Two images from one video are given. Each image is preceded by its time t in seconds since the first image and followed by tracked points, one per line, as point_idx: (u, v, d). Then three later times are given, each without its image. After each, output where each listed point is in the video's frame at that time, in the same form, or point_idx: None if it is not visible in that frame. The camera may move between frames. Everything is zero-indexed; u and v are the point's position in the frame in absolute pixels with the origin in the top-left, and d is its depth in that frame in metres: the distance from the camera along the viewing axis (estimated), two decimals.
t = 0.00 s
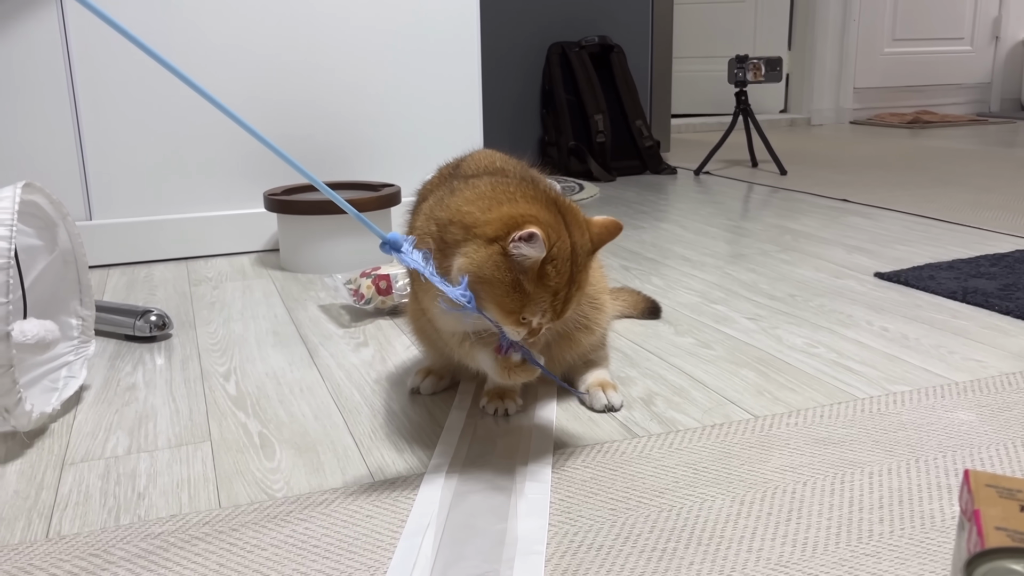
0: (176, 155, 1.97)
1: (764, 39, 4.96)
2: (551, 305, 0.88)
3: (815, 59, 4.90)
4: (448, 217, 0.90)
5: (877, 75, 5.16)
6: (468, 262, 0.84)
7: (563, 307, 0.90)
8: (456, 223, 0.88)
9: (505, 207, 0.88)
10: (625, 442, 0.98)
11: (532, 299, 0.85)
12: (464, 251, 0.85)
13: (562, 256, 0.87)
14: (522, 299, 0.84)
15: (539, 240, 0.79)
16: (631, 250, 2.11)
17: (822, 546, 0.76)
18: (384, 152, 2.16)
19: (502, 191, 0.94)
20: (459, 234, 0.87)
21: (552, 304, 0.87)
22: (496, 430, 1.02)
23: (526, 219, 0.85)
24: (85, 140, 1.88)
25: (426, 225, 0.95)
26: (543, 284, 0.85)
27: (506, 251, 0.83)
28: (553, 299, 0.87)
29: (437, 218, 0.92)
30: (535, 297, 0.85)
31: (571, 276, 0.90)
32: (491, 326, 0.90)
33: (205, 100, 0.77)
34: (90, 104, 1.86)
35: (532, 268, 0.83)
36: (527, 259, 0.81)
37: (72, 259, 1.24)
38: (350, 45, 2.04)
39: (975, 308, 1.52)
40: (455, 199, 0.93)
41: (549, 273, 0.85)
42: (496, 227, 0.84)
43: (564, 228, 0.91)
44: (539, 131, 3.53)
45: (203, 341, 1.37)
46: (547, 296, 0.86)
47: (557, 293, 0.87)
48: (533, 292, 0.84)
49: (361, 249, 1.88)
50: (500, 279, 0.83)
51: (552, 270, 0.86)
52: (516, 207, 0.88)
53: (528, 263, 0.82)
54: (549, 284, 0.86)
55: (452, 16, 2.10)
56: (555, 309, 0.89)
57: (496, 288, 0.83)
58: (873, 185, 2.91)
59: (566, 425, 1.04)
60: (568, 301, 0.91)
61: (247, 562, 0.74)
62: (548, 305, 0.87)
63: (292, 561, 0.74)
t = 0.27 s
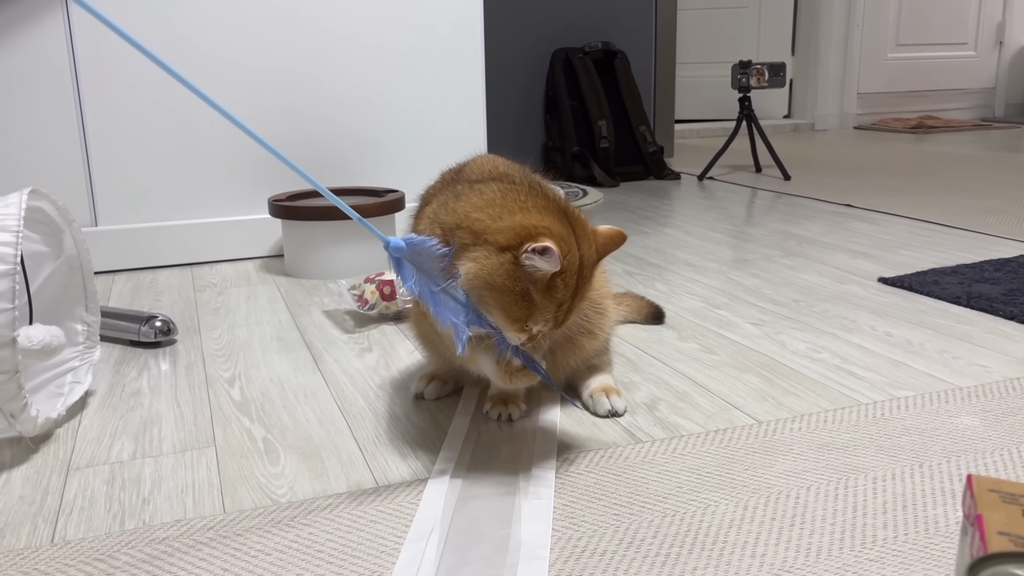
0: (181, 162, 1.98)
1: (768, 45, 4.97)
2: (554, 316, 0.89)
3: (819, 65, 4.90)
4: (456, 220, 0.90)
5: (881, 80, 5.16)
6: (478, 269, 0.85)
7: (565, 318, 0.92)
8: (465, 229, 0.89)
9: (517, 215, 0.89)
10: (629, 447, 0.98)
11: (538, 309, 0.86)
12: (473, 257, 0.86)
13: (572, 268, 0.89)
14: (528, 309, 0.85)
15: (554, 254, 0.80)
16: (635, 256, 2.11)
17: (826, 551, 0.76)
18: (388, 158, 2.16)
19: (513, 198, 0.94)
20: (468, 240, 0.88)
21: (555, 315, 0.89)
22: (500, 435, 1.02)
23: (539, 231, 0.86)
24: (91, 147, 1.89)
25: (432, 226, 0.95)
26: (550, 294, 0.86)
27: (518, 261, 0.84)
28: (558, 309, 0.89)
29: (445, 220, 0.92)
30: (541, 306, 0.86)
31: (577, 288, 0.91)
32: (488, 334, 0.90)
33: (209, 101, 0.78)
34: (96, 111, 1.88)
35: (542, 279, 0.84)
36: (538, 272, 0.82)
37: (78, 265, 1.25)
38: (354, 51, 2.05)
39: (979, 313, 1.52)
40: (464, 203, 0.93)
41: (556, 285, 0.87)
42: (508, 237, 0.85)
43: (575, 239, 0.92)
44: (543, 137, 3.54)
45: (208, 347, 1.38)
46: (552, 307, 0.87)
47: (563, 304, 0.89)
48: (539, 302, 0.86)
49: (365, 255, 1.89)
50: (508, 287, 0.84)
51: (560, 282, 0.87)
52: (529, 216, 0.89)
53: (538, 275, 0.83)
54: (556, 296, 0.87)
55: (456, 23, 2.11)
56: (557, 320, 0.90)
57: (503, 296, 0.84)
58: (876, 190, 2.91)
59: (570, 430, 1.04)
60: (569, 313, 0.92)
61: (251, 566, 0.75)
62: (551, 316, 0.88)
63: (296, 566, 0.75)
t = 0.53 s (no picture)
0: (186, 168, 1.99)
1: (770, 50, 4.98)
2: (581, 297, 0.89)
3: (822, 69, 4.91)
4: (454, 235, 0.91)
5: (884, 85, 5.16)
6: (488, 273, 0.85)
7: (593, 297, 0.92)
8: (465, 240, 0.89)
9: (511, 213, 0.90)
10: (632, 452, 0.99)
11: (563, 294, 0.86)
12: (482, 266, 0.87)
13: (577, 245, 0.89)
14: (552, 296, 0.85)
15: (553, 231, 0.81)
16: (638, 261, 2.11)
17: (830, 556, 0.76)
18: (392, 164, 2.17)
19: (503, 199, 0.95)
20: (470, 250, 0.88)
21: (582, 295, 0.89)
22: (503, 441, 1.03)
23: (534, 220, 0.87)
24: (96, 153, 1.91)
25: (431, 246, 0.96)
26: (569, 276, 0.87)
27: (523, 253, 0.84)
28: (582, 290, 0.89)
29: (443, 235, 0.93)
30: (565, 291, 0.86)
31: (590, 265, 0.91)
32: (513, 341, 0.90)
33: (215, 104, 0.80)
34: (101, 118, 1.89)
35: (554, 263, 0.85)
36: (545, 253, 0.83)
37: (84, 271, 1.25)
38: (358, 58, 2.06)
39: (983, 317, 1.52)
40: (458, 214, 0.94)
41: (572, 264, 0.87)
42: (506, 235, 0.86)
43: (570, 222, 0.93)
44: (546, 142, 3.55)
45: (213, 352, 1.39)
46: (575, 288, 0.87)
47: (584, 281, 0.89)
48: (561, 286, 0.86)
49: (369, 261, 1.90)
50: (525, 281, 0.84)
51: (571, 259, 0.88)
52: (522, 212, 0.90)
53: (547, 257, 0.83)
54: (574, 273, 0.87)
55: (459, 30, 2.12)
56: (586, 301, 0.90)
57: (523, 293, 0.85)
58: (880, 195, 2.91)
59: (573, 435, 1.05)
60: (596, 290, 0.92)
61: (255, 571, 0.75)
62: (579, 298, 0.88)
63: (300, 570, 0.75)
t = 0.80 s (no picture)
0: (189, 171, 1.99)
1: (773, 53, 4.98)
2: (569, 317, 0.89)
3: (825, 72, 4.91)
4: (464, 230, 0.91)
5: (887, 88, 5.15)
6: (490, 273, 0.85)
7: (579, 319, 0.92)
8: (474, 236, 0.89)
9: (526, 219, 0.89)
10: (635, 455, 0.98)
11: (553, 310, 0.86)
12: (486, 263, 0.86)
13: (582, 267, 0.89)
14: (543, 310, 0.85)
15: (566, 251, 0.80)
16: (641, 264, 2.11)
17: (834, 559, 0.75)
18: (395, 167, 2.18)
19: (520, 204, 0.94)
20: (478, 247, 0.88)
21: (570, 316, 0.89)
22: (506, 444, 1.02)
23: (549, 232, 0.86)
24: (100, 157, 1.91)
25: (439, 237, 0.96)
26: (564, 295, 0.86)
27: (529, 263, 0.84)
28: (572, 311, 0.89)
29: (456, 228, 0.92)
30: (556, 308, 0.86)
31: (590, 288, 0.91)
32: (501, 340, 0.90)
33: (242, 102, 0.78)
34: (106, 122, 1.90)
35: (555, 278, 0.84)
36: (551, 270, 0.82)
37: (87, 274, 1.25)
38: (361, 62, 2.06)
39: (987, 320, 1.51)
40: (471, 211, 0.93)
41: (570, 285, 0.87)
42: (518, 239, 0.85)
43: (583, 240, 0.93)
44: (549, 145, 3.55)
45: (216, 355, 1.39)
46: (567, 308, 0.87)
47: (576, 304, 0.89)
48: (554, 303, 0.86)
49: (372, 264, 1.90)
50: (524, 291, 0.84)
51: (573, 281, 0.88)
52: (538, 219, 0.89)
53: (551, 274, 0.83)
54: (570, 296, 0.87)
55: (462, 34, 2.12)
56: (572, 320, 0.90)
57: (518, 300, 0.84)
58: (883, 198, 2.90)
59: (576, 438, 1.05)
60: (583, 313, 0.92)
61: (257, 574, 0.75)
62: (567, 318, 0.88)
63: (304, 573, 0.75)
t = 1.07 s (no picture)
0: (192, 173, 1.99)
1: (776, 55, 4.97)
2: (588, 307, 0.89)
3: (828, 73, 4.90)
4: (468, 231, 0.91)
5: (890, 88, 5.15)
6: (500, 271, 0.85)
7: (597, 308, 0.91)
8: (479, 237, 0.89)
9: (528, 215, 0.89)
10: (638, 455, 0.98)
11: (569, 300, 0.86)
12: (494, 263, 0.87)
13: (591, 255, 0.89)
14: (558, 303, 0.85)
15: (571, 239, 0.80)
16: (644, 265, 2.11)
17: (838, 560, 0.75)
18: (397, 169, 2.18)
19: (521, 203, 0.95)
20: (484, 248, 0.88)
21: (588, 305, 0.89)
22: (509, 445, 1.02)
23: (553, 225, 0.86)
24: (102, 159, 1.92)
25: (441, 241, 0.95)
26: (578, 283, 0.86)
27: (537, 256, 0.84)
28: (589, 300, 0.89)
29: (457, 232, 0.92)
30: (572, 299, 0.86)
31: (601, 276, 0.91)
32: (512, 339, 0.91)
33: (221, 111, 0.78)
34: (109, 123, 1.90)
35: (565, 269, 0.84)
36: (559, 259, 0.82)
37: (90, 276, 1.25)
38: (363, 63, 2.06)
39: (991, 321, 1.51)
40: (472, 212, 0.93)
41: (583, 273, 0.86)
42: (523, 236, 0.86)
43: (588, 231, 0.93)
44: (551, 146, 3.55)
45: (219, 356, 1.39)
46: (583, 297, 0.87)
47: (593, 291, 0.88)
48: (569, 293, 0.85)
49: (374, 265, 1.90)
50: (535, 285, 0.84)
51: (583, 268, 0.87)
52: (541, 215, 0.89)
53: (560, 263, 0.83)
54: (583, 284, 0.86)
55: (464, 35, 2.13)
56: (590, 310, 0.90)
57: (530, 294, 0.84)
58: (887, 199, 2.90)
59: (579, 439, 1.04)
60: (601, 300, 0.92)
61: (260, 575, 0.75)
62: (585, 307, 0.88)
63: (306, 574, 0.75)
